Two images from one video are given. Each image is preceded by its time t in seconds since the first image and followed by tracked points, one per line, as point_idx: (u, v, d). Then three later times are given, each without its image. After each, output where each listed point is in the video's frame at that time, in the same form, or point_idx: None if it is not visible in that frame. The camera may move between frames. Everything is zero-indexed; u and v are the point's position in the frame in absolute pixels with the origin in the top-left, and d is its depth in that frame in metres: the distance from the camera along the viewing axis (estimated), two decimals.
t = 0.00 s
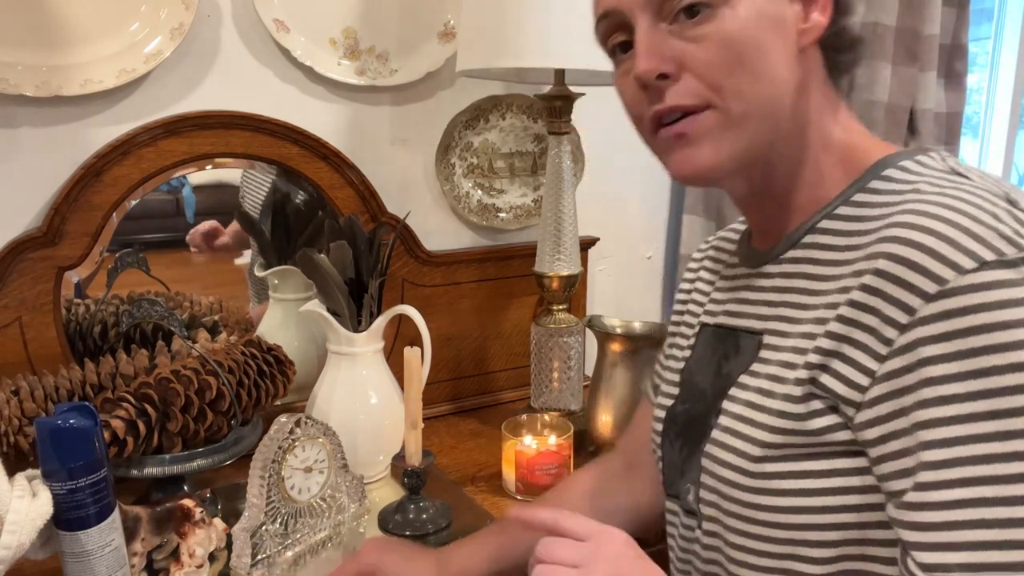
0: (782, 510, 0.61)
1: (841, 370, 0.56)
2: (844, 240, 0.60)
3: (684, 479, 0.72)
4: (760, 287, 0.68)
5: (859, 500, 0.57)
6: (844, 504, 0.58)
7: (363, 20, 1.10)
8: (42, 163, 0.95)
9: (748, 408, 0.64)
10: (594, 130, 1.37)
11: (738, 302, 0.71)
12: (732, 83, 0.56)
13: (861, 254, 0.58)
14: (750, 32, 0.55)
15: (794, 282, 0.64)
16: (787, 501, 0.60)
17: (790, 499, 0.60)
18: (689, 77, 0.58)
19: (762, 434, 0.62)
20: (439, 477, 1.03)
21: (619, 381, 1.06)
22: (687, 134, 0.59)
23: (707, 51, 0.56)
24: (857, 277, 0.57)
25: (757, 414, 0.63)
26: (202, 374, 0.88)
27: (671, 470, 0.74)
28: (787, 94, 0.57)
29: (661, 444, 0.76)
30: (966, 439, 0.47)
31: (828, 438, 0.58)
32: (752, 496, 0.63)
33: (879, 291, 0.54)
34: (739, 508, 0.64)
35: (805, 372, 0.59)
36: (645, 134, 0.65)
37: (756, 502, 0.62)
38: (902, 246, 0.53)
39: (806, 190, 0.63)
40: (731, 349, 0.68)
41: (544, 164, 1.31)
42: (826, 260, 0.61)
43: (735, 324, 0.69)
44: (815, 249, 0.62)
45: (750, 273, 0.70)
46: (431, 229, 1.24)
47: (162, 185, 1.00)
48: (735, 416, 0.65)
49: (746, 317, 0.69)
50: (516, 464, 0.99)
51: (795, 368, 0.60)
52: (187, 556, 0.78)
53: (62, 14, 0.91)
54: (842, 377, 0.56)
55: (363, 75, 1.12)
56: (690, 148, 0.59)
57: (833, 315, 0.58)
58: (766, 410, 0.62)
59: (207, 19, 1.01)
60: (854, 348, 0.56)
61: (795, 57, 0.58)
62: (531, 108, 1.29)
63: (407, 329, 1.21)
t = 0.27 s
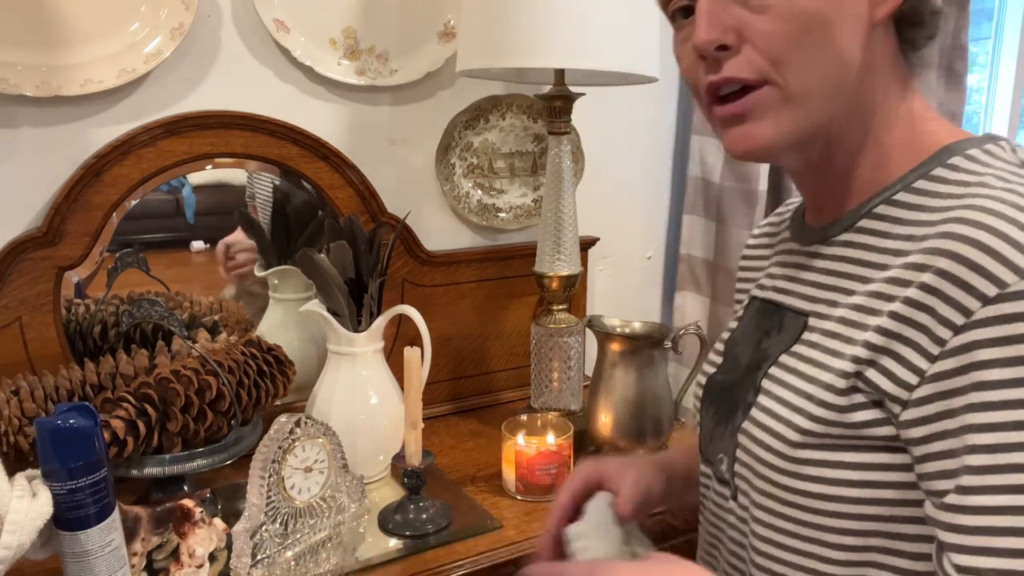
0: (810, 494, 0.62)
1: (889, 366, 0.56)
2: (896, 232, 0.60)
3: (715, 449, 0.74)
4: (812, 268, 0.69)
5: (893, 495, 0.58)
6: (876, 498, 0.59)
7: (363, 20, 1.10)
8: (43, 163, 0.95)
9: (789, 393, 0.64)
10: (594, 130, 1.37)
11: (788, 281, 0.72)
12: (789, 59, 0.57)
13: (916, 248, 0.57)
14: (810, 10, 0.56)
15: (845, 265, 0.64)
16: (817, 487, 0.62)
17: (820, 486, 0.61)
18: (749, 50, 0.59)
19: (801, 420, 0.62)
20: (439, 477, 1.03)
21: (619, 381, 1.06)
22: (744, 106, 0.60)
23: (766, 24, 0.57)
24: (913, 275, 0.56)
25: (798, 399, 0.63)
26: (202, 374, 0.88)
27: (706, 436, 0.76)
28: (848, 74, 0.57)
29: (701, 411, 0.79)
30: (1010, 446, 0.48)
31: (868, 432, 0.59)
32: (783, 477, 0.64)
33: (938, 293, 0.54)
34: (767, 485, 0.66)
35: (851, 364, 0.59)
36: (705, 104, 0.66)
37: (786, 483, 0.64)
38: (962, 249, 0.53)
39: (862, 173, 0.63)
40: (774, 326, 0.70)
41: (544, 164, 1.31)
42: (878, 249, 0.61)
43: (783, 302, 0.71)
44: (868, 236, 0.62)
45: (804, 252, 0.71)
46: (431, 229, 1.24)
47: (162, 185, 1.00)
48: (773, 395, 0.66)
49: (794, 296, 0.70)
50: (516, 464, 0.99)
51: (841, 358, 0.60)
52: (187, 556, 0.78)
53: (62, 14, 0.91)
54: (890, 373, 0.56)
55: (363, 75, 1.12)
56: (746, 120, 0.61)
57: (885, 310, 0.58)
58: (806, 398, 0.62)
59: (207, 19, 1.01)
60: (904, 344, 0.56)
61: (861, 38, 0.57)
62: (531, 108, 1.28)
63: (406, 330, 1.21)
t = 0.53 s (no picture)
0: (825, 462, 0.64)
1: (925, 346, 0.57)
2: (924, 214, 0.61)
3: (724, 414, 0.76)
4: (832, 245, 0.70)
5: (917, 469, 0.60)
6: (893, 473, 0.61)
7: (363, 20, 1.10)
8: (43, 163, 0.95)
9: (813, 367, 0.65)
10: (594, 130, 1.37)
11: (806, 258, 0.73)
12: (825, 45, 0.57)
13: (950, 231, 0.59)
14: None
15: (870, 245, 0.66)
16: (832, 455, 0.64)
17: (837, 454, 0.63)
18: (784, 34, 0.59)
19: (828, 393, 0.63)
20: (439, 477, 1.04)
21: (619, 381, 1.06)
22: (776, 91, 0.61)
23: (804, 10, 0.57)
24: (953, 258, 0.57)
25: (824, 372, 0.64)
26: (202, 374, 0.88)
27: (712, 401, 0.79)
28: (884, 61, 0.58)
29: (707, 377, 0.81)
30: None
31: (891, 407, 0.60)
32: (800, 444, 0.66)
33: (978, 276, 0.55)
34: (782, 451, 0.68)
35: (884, 343, 0.60)
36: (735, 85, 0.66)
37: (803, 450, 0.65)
38: (1001, 234, 0.54)
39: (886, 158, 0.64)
40: (794, 302, 0.71)
41: (544, 164, 1.31)
42: (905, 229, 0.63)
43: (805, 280, 0.72)
44: (893, 217, 0.64)
45: (824, 229, 0.72)
46: (431, 229, 1.24)
47: (162, 185, 1.00)
48: (792, 367, 0.68)
49: (816, 274, 0.71)
50: (516, 464, 0.99)
51: (874, 337, 0.61)
52: (187, 556, 0.78)
53: (62, 14, 0.91)
54: (924, 352, 0.57)
55: (363, 75, 1.12)
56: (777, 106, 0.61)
57: (923, 291, 0.59)
58: (835, 372, 0.63)
59: (207, 19, 1.01)
60: (941, 326, 0.57)
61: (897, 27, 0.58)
62: (531, 108, 1.28)
63: (406, 330, 1.21)
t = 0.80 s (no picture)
0: (833, 454, 0.64)
1: (939, 348, 0.57)
2: (939, 221, 0.62)
3: (728, 407, 0.77)
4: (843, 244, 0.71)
5: (925, 467, 0.60)
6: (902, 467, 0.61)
7: (363, 20, 1.10)
8: (43, 164, 0.95)
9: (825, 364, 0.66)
10: (594, 130, 1.37)
11: (815, 256, 0.74)
12: (831, 68, 0.58)
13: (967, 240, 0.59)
14: (852, 21, 0.56)
15: (883, 245, 0.66)
16: (840, 447, 0.64)
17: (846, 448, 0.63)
18: (786, 64, 0.60)
19: (840, 389, 0.64)
20: (439, 477, 1.04)
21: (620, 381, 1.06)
22: (784, 112, 0.62)
23: (806, 35, 0.58)
24: (964, 266, 0.58)
25: (836, 368, 0.64)
26: (202, 375, 0.88)
27: (716, 393, 0.79)
28: (892, 77, 0.58)
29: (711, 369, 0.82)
30: None
31: (901, 406, 0.60)
32: (811, 439, 0.66)
33: (996, 285, 0.55)
34: (790, 443, 0.68)
35: (899, 341, 0.60)
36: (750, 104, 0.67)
37: (813, 442, 0.66)
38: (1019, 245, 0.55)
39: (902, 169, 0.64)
40: (804, 299, 0.72)
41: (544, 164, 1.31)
42: (920, 235, 0.63)
43: (815, 279, 0.72)
44: (907, 220, 0.64)
45: (835, 230, 0.73)
46: (431, 230, 1.24)
47: (162, 185, 1.00)
48: (803, 362, 0.68)
49: (825, 271, 0.71)
50: (516, 464, 0.99)
51: (888, 334, 0.61)
52: (188, 556, 0.78)
53: (61, 14, 0.91)
54: (938, 355, 0.57)
55: (363, 75, 1.12)
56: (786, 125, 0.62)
57: (940, 295, 0.59)
58: (848, 370, 0.63)
59: (207, 19, 1.01)
60: (955, 329, 0.57)
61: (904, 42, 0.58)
62: (531, 108, 1.28)
63: (407, 330, 1.21)
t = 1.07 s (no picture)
0: (848, 458, 0.67)
1: (958, 362, 0.60)
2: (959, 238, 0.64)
3: (741, 406, 0.79)
4: (857, 251, 0.73)
5: (940, 473, 0.63)
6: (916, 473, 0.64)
7: (363, 20, 1.10)
8: (42, 164, 0.95)
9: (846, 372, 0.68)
10: (594, 130, 1.37)
11: (829, 260, 0.76)
12: (785, 119, 0.68)
13: (985, 258, 0.62)
14: (790, 78, 0.66)
15: (901, 255, 0.68)
16: (857, 452, 0.67)
17: (863, 454, 0.66)
18: (759, 107, 0.71)
19: (860, 396, 0.66)
20: (439, 477, 1.04)
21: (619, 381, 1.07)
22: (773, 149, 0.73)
23: (761, 91, 0.69)
24: (990, 284, 0.61)
25: (856, 377, 0.67)
26: (202, 375, 0.88)
27: (730, 393, 0.82)
28: (847, 116, 0.65)
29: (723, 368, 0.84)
30: None
31: (919, 414, 0.63)
32: (830, 444, 0.68)
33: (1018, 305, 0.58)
34: (806, 446, 0.70)
35: (921, 354, 0.63)
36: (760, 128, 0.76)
37: (830, 447, 0.68)
38: None
39: (905, 185, 0.68)
40: (819, 303, 0.74)
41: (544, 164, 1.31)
42: (936, 247, 0.66)
43: (830, 283, 0.74)
44: (922, 235, 0.67)
45: (849, 236, 0.75)
46: (431, 229, 1.24)
47: (162, 185, 1.00)
48: (823, 367, 0.70)
49: (840, 276, 0.74)
50: (516, 464, 0.99)
51: (909, 346, 0.64)
52: (188, 556, 0.78)
53: (61, 14, 0.91)
54: (957, 368, 0.60)
55: (363, 75, 1.11)
56: (779, 158, 0.73)
57: (961, 310, 0.62)
58: (868, 378, 0.66)
59: (207, 19, 1.01)
60: (976, 344, 0.60)
61: (857, 83, 0.64)
62: (531, 108, 1.28)
63: (407, 330, 1.21)
